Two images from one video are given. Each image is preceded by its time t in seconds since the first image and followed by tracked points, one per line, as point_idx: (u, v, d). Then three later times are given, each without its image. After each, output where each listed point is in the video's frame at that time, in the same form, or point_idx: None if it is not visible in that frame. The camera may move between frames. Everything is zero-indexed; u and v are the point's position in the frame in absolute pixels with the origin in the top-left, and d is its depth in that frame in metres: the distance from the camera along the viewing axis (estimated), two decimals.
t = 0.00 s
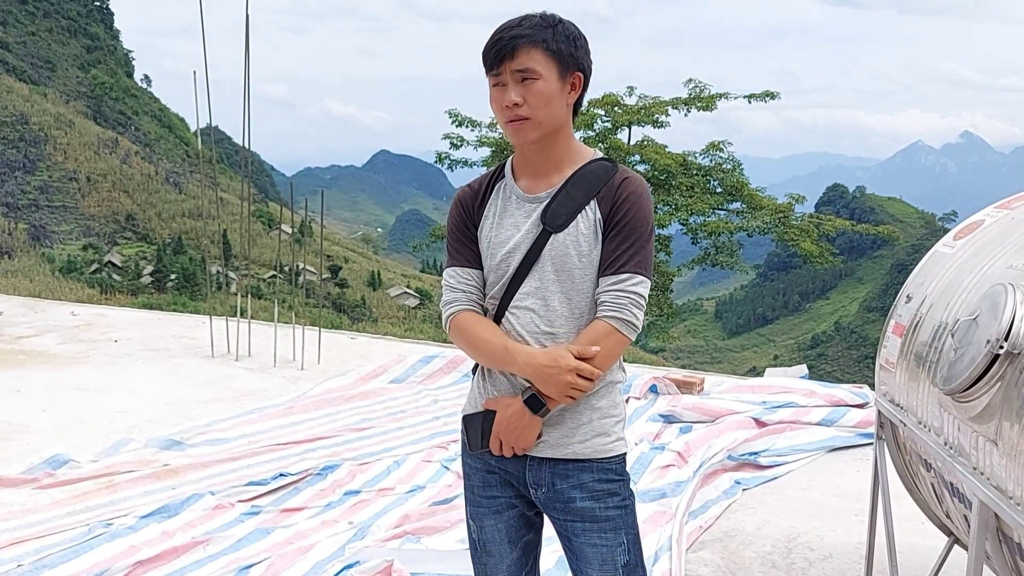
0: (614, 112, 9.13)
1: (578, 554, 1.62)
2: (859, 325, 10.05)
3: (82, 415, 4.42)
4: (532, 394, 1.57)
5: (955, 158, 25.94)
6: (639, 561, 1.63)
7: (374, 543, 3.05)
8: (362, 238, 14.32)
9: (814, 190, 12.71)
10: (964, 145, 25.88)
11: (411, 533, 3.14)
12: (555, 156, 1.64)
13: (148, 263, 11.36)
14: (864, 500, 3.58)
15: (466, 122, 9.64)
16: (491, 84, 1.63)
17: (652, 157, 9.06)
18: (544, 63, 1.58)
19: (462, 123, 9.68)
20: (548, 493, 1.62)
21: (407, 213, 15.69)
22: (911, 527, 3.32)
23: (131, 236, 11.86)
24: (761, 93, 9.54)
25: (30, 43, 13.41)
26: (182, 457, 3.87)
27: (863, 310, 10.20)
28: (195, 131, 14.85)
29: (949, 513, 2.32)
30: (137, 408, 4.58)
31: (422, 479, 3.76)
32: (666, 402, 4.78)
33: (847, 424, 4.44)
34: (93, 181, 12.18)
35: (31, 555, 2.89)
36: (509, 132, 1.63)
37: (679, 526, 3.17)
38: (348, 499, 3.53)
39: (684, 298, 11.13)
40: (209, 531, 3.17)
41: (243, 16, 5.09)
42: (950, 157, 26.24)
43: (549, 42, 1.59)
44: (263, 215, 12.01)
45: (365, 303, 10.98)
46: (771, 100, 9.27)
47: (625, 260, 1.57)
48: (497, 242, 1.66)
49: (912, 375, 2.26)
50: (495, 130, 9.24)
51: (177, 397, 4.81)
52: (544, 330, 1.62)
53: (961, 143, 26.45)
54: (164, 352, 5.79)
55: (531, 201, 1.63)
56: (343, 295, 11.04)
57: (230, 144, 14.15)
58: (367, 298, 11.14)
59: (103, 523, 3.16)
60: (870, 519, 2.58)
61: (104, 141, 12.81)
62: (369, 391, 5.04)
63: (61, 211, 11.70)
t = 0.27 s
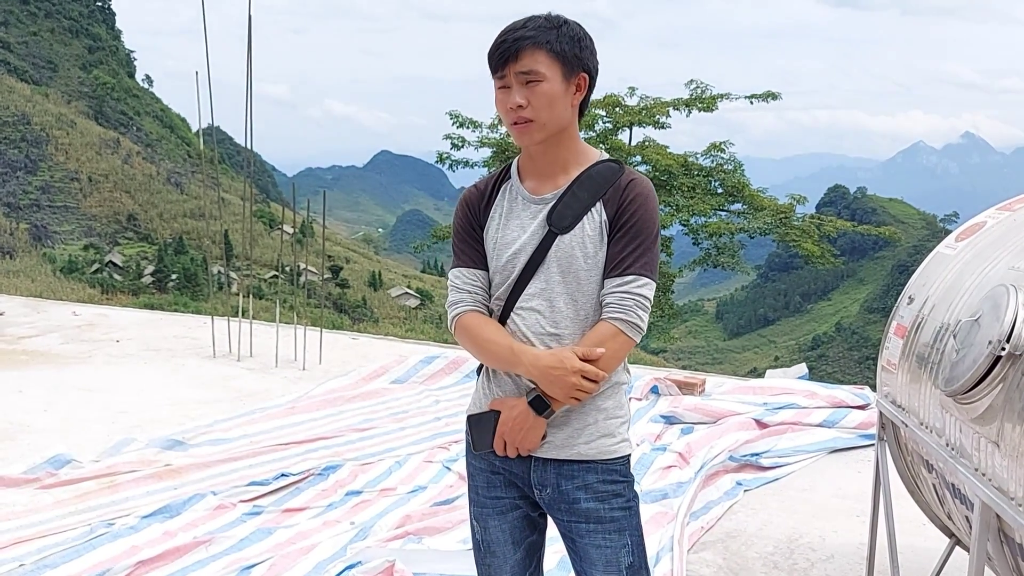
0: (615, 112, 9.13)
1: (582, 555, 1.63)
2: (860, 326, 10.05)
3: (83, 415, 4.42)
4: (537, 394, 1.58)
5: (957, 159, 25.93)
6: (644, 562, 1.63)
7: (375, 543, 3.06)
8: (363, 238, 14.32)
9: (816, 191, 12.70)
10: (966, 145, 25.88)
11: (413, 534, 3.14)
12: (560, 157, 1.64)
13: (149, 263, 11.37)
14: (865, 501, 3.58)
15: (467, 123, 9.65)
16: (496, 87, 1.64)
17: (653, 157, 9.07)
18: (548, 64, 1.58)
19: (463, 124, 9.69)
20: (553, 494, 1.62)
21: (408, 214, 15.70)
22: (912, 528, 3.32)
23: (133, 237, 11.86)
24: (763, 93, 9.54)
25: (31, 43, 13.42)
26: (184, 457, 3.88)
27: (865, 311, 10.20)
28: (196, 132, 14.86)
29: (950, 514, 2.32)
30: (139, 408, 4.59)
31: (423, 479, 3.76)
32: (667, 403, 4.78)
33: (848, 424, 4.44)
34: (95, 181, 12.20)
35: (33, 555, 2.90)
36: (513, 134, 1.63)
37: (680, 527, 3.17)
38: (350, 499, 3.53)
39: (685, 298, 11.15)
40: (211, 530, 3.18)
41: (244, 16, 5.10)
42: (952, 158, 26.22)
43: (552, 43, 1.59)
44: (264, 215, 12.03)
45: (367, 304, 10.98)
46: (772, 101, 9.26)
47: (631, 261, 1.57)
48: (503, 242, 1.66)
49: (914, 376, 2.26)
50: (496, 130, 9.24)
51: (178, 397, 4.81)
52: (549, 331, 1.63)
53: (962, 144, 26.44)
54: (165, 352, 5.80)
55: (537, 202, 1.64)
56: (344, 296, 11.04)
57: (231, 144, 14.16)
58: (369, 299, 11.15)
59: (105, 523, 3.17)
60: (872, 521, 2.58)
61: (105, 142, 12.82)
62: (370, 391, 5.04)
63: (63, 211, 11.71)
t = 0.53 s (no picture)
0: (615, 114, 9.13)
1: (582, 558, 1.63)
2: (860, 328, 10.05)
3: (84, 416, 4.43)
4: (537, 397, 1.58)
5: (956, 161, 25.94)
6: (643, 565, 1.63)
7: (375, 545, 3.06)
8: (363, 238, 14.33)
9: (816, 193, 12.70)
10: (965, 147, 25.89)
11: (412, 535, 3.14)
12: (564, 161, 1.64)
13: (149, 263, 11.36)
14: (864, 504, 3.58)
15: (467, 124, 9.65)
16: (503, 87, 1.63)
17: (653, 159, 9.08)
18: (557, 68, 1.59)
19: (463, 125, 9.69)
20: (552, 496, 1.62)
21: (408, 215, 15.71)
22: (912, 531, 3.33)
23: (132, 237, 11.86)
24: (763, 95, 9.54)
25: (32, 43, 13.42)
26: (184, 458, 3.88)
27: (864, 313, 10.21)
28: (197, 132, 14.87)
29: (949, 517, 2.32)
30: (139, 409, 4.59)
31: (423, 480, 3.77)
32: (667, 404, 4.78)
33: (847, 427, 4.44)
34: (96, 182, 12.21)
35: (33, 555, 2.90)
36: (520, 135, 1.63)
37: (680, 528, 3.18)
38: (350, 500, 3.53)
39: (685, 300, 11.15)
40: (211, 531, 3.18)
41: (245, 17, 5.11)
42: (952, 160, 26.23)
43: (562, 47, 1.60)
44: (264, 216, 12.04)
45: (366, 304, 10.99)
46: (772, 102, 9.26)
47: (632, 264, 1.57)
48: (503, 245, 1.66)
49: (913, 379, 2.26)
50: (496, 131, 9.24)
51: (179, 398, 4.82)
52: (549, 334, 1.63)
53: (962, 146, 26.45)
54: (165, 353, 5.80)
55: (538, 205, 1.64)
56: (344, 296, 11.05)
57: (231, 145, 14.17)
58: (368, 299, 11.15)
59: (105, 523, 3.17)
60: (872, 523, 2.59)
61: (105, 142, 12.82)
62: (370, 392, 5.04)
63: (63, 211, 11.70)
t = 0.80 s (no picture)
0: (616, 115, 9.12)
1: (583, 559, 1.62)
2: (860, 329, 10.05)
3: (84, 416, 4.43)
4: (538, 398, 1.57)
5: (957, 163, 25.94)
6: (645, 566, 1.62)
7: (375, 546, 3.06)
8: (364, 239, 14.33)
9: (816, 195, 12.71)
10: (966, 149, 25.89)
11: (412, 536, 3.14)
12: (569, 164, 1.65)
13: (150, 263, 11.36)
14: (865, 505, 3.58)
15: (468, 125, 9.64)
16: (533, 77, 1.61)
17: (654, 160, 9.07)
18: (597, 75, 1.61)
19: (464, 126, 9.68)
20: (553, 497, 1.62)
21: (409, 216, 15.72)
22: (912, 533, 3.32)
23: (133, 237, 11.85)
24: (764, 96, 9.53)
25: (32, 43, 13.42)
26: (184, 458, 3.88)
27: (865, 314, 10.20)
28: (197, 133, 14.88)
29: (950, 518, 2.32)
30: (139, 409, 4.59)
31: (423, 481, 3.77)
32: (667, 405, 4.77)
33: (848, 428, 4.43)
34: (96, 181, 12.20)
35: (32, 556, 2.90)
36: (541, 130, 1.61)
37: (680, 530, 3.17)
38: (350, 501, 3.53)
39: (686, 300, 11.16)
40: (211, 532, 3.18)
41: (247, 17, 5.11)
42: (953, 162, 26.23)
43: (601, 56, 1.63)
44: (264, 216, 12.04)
45: (367, 305, 10.99)
46: (773, 104, 9.26)
47: (631, 264, 1.57)
48: (501, 246, 1.66)
49: (914, 381, 2.26)
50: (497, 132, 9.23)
51: (179, 399, 4.81)
52: (548, 335, 1.63)
53: (963, 147, 26.44)
54: (165, 353, 5.80)
55: (536, 206, 1.64)
56: (344, 296, 11.04)
57: (232, 145, 14.17)
58: (369, 300, 11.15)
59: (104, 524, 3.17)
60: (872, 525, 2.58)
61: (106, 142, 12.82)
62: (370, 393, 5.04)
63: (64, 211, 11.71)
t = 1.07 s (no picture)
0: (616, 115, 9.12)
1: (582, 559, 1.62)
2: (860, 329, 10.04)
3: (82, 416, 4.42)
4: (541, 399, 1.57)
5: (957, 163, 25.94)
6: (644, 565, 1.62)
7: (374, 546, 3.05)
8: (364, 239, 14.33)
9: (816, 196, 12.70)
10: (966, 149, 25.89)
11: (411, 536, 3.14)
12: (573, 165, 1.65)
13: (150, 263, 11.35)
14: (864, 506, 3.58)
15: (468, 125, 9.64)
16: (544, 78, 1.60)
17: (654, 160, 9.06)
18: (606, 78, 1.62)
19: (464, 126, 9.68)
20: (552, 498, 1.62)
21: (409, 217, 15.71)
22: (911, 533, 3.32)
23: (133, 237, 11.85)
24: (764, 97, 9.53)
25: (33, 43, 13.42)
26: (183, 459, 3.88)
27: (865, 314, 10.20)
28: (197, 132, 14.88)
29: (949, 519, 2.32)
30: (138, 409, 4.58)
31: (422, 481, 3.76)
32: (667, 406, 4.77)
33: (847, 429, 4.43)
34: (96, 181, 12.20)
35: (30, 556, 2.89)
36: (551, 130, 1.60)
37: (680, 531, 3.16)
38: (348, 501, 3.53)
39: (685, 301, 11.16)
40: (209, 532, 3.17)
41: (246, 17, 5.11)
42: (953, 162, 26.22)
43: (610, 59, 1.64)
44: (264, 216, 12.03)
45: (367, 305, 10.98)
46: (773, 104, 9.26)
47: (634, 266, 1.58)
48: (501, 245, 1.65)
49: (913, 382, 2.26)
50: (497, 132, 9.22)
51: (178, 399, 4.81)
52: (549, 335, 1.62)
53: (963, 148, 26.43)
54: (164, 353, 5.80)
55: (538, 206, 1.63)
56: (344, 297, 11.04)
57: (232, 145, 14.18)
58: (369, 300, 11.15)
59: (103, 524, 3.16)
60: (871, 527, 2.57)
61: (106, 142, 12.82)
62: (370, 393, 5.04)
63: (64, 211, 11.70)
